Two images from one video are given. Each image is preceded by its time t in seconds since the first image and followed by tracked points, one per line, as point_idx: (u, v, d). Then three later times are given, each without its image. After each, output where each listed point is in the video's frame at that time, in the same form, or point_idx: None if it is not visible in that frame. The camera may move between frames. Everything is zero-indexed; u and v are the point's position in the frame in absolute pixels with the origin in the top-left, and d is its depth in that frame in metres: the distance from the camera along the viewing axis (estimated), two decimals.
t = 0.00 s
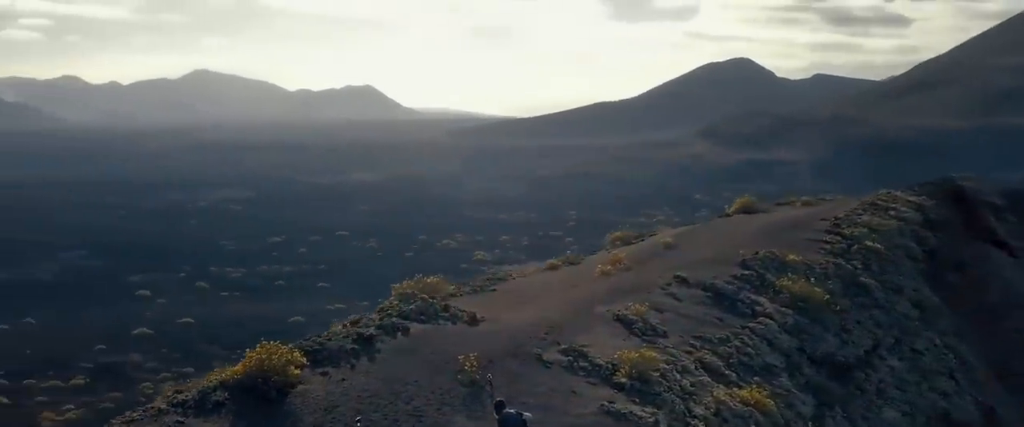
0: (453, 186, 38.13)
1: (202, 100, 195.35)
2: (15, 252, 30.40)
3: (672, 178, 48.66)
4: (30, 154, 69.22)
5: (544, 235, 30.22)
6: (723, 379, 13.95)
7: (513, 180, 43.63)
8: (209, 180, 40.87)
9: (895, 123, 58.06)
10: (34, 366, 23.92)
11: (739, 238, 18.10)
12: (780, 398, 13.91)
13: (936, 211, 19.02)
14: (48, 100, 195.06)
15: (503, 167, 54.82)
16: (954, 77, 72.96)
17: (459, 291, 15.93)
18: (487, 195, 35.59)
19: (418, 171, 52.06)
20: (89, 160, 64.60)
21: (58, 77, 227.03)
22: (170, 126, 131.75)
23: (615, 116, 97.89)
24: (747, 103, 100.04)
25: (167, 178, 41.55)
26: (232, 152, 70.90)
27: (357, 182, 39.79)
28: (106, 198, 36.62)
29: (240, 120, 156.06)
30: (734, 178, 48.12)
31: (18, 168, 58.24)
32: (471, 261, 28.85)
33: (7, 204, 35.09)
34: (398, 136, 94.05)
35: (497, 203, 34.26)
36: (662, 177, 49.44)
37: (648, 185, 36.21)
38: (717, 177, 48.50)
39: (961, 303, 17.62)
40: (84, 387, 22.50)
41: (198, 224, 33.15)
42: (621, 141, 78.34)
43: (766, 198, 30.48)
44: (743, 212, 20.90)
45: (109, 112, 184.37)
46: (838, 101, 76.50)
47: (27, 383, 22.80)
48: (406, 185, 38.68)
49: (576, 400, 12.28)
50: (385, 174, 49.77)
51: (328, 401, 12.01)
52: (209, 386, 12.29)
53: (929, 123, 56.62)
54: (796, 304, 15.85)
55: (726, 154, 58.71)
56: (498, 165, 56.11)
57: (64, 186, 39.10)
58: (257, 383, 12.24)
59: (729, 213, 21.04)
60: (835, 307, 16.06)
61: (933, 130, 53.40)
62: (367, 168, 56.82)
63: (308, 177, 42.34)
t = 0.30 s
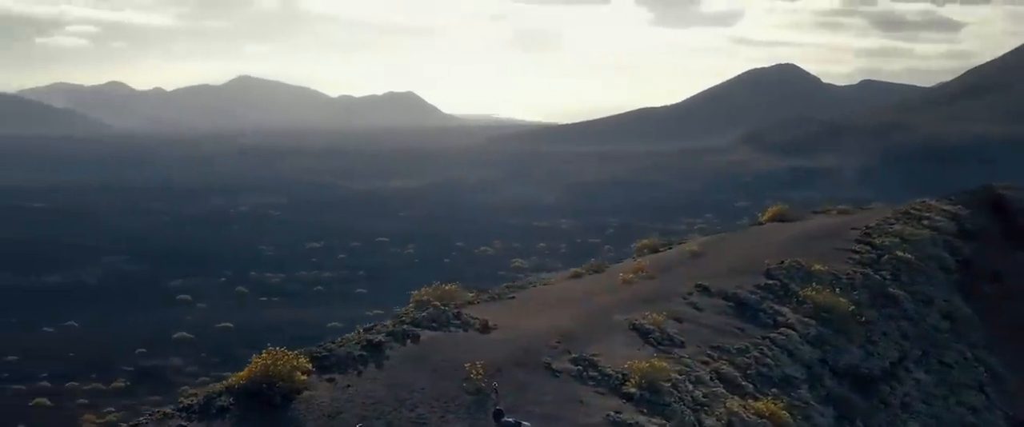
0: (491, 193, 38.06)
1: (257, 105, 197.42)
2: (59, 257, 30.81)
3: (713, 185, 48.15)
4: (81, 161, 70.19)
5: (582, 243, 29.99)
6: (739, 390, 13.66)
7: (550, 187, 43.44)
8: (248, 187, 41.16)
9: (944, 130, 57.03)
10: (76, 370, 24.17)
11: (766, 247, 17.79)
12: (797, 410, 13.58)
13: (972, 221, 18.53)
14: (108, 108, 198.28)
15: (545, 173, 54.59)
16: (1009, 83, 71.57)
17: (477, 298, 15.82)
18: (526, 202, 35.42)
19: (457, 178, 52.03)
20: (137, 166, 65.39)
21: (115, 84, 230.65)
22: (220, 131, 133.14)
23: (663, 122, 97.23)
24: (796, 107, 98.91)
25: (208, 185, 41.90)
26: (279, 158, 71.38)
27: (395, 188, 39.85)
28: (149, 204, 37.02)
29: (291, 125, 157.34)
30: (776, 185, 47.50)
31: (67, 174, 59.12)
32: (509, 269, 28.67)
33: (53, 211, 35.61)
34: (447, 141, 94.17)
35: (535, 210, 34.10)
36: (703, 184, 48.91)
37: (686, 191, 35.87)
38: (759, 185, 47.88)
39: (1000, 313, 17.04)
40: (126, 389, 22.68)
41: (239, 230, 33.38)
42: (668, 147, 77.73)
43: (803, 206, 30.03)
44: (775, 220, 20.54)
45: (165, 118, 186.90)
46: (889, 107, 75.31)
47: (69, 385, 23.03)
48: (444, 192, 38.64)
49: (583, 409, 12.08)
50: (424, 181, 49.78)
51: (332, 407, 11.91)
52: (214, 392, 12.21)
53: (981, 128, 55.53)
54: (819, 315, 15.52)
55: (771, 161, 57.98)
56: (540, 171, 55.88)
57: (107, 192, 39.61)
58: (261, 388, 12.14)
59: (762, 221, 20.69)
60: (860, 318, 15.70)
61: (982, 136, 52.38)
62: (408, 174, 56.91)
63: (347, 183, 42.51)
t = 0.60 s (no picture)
0: (529, 199, 37.90)
1: (311, 109, 199.26)
2: (102, 262, 31.15)
3: (757, 192, 47.58)
4: (133, 165, 71.16)
5: (620, 251, 29.69)
6: (755, 402, 13.38)
7: (590, 193, 43.20)
8: (289, 192, 41.43)
9: (997, 137, 55.90)
10: (116, 372, 24.38)
11: (794, 256, 17.47)
12: (815, 422, 13.25)
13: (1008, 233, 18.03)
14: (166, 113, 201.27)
15: (588, 179, 54.35)
16: None
17: (493, 304, 15.69)
18: (564, 209, 35.15)
19: (498, 184, 51.98)
20: (184, 170, 66.20)
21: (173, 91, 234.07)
22: (270, 136, 134.42)
23: (714, 128, 96.42)
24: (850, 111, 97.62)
25: (249, 190, 42.20)
26: (325, 163, 71.86)
27: (434, 194, 39.86)
28: (192, 208, 37.38)
29: (342, 130, 158.57)
30: (820, 192, 46.81)
31: (115, 178, 59.96)
32: (545, 276, 28.42)
33: (98, 216, 36.07)
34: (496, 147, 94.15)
35: (574, 217, 33.88)
36: (747, 191, 48.35)
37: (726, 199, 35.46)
38: (803, 192, 47.22)
39: None
40: (165, 392, 22.76)
41: (279, 235, 33.55)
42: (716, 154, 77.06)
43: (843, 214, 29.52)
44: (807, 229, 20.17)
45: (222, 122, 189.26)
46: (944, 112, 74.01)
47: (109, 387, 23.23)
48: (483, 198, 38.58)
49: (589, 418, 11.89)
50: (464, 186, 49.77)
51: (336, 412, 11.79)
52: (219, 398, 12.13)
53: None
54: (843, 326, 15.19)
55: (818, 168, 57.22)
56: (584, 177, 55.60)
57: (151, 197, 40.07)
58: (266, 394, 12.05)
59: (794, 229, 20.33)
60: (886, 329, 15.33)
61: None
62: (450, 180, 56.95)
63: (387, 189, 42.62)
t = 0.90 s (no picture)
0: (568, 206, 37.68)
1: (365, 114, 200.69)
2: (145, 266, 31.47)
3: (800, 200, 46.94)
4: (182, 170, 71.89)
5: (660, 258, 29.39)
6: (770, 411, 13.01)
7: (629, 200, 42.88)
8: (329, 197, 41.61)
9: None
10: (157, 374, 24.56)
11: (821, 265, 17.13)
12: None
13: None
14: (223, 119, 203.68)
15: (633, 185, 53.91)
16: None
17: (510, 311, 15.56)
18: (603, 216, 34.89)
19: (539, 190, 51.80)
20: (231, 175, 66.77)
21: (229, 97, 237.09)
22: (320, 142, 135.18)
23: (766, 132, 95.30)
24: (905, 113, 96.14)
25: (289, 195, 42.47)
26: (372, 168, 72.12)
27: (474, 200, 39.77)
28: (235, 213, 37.64)
29: (393, 136, 159.49)
30: (867, 199, 46.06)
31: (160, 183, 60.65)
32: (583, 281, 28.15)
33: (142, 220, 36.43)
34: (545, 152, 93.97)
35: (614, 223, 33.60)
36: (792, 198, 47.71)
37: (767, 206, 34.98)
38: (848, 199, 46.49)
39: None
40: (205, 395, 22.72)
41: (320, 240, 33.66)
42: (766, 159, 76.24)
43: (883, 222, 28.98)
44: (840, 237, 19.80)
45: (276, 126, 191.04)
46: (1000, 118, 72.66)
47: (150, 389, 23.39)
48: (522, 204, 38.43)
49: None
50: (504, 192, 49.63)
51: (340, 417, 11.69)
52: (223, 402, 12.10)
53: None
54: (867, 336, 14.82)
55: (866, 175, 56.35)
56: (629, 183, 55.17)
57: (193, 202, 40.42)
58: (271, 398, 12.00)
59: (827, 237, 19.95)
60: (911, 340, 14.92)
61: None
62: (493, 186, 56.81)
63: (427, 195, 42.66)
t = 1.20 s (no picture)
0: (606, 211, 37.45)
1: (418, 118, 201.59)
2: (188, 269, 31.77)
3: (844, 205, 46.27)
4: (227, 174, 72.63)
5: (700, 264, 29.02)
6: (785, 420, 12.69)
7: (669, 205, 42.50)
8: (369, 202, 41.77)
9: None
10: (198, 376, 24.72)
11: (849, 274, 16.84)
12: None
13: None
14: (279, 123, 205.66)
15: (677, 190, 53.42)
16: None
17: (528, 317, 15.45)
18: (642, 221, 34.60)
19: (579, 195, 51.51)
20: (277, 179, 67.23)
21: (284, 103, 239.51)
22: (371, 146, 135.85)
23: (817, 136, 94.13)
24: (961, 116, 94.43)
25: (329, 200, 42.69)
26: (418, 172, 72.26)
27: (513, 206, 39.66)
28: (277, 217, 37.89)
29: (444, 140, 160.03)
30: (913, 206, 45.28)
31: (204, 187, 61.30)
32: (622, 286, 27.88)
33: (185, 224, 36.81)
34: (594, 157, 93.62)
35: (654, 229, 33.32)
36: (837, 204, 47.01)
37: (807, 213, 34.49)
38: (894, 205, 45.74)
39: None
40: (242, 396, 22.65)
41: (360, 245, 33.76)
42: (817, 164, 75.27)
43: (924, 230, 28.43)
44: (874, 245, 19.49)
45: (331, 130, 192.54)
46: None
47: (190, 391, 23.53)
48: (561, 209, 38.25)
49: None
50: (544, 197, 49.45)
51: (345, 420, 11.63)
52: (229, 407, 12.13)
53: None
54: (890, 346, 14.48)
55: (915, 182, 55.41)
56: (673, 188, 54.66)
57: (235, 206, 40.77)
58: (276, 403, 12.02)
59: (862, 245, 19.65)
60: (937, 350, 14.56)
61: None
62: (534, 191, 56.65)
63: (465, 199, 42.67)
